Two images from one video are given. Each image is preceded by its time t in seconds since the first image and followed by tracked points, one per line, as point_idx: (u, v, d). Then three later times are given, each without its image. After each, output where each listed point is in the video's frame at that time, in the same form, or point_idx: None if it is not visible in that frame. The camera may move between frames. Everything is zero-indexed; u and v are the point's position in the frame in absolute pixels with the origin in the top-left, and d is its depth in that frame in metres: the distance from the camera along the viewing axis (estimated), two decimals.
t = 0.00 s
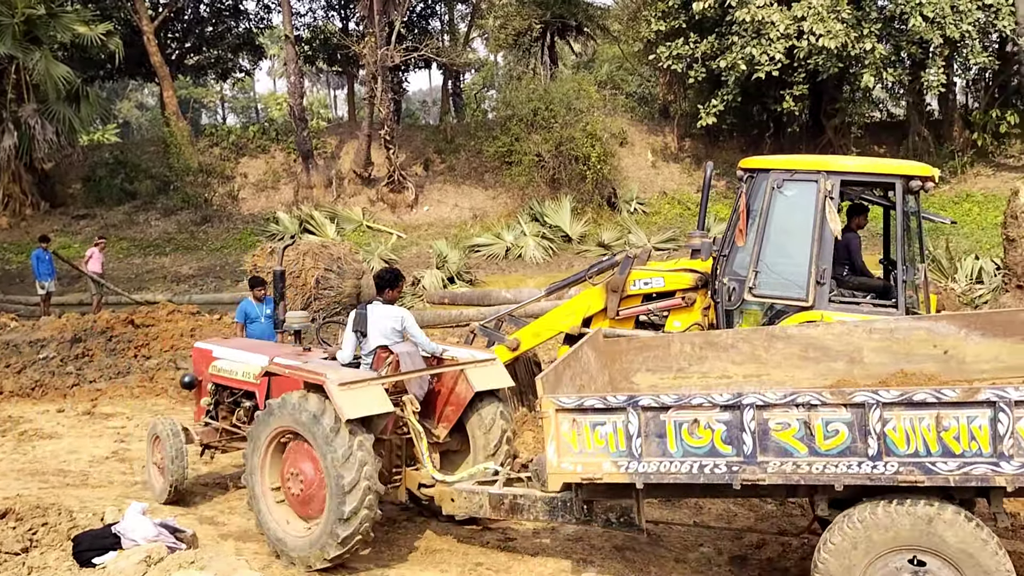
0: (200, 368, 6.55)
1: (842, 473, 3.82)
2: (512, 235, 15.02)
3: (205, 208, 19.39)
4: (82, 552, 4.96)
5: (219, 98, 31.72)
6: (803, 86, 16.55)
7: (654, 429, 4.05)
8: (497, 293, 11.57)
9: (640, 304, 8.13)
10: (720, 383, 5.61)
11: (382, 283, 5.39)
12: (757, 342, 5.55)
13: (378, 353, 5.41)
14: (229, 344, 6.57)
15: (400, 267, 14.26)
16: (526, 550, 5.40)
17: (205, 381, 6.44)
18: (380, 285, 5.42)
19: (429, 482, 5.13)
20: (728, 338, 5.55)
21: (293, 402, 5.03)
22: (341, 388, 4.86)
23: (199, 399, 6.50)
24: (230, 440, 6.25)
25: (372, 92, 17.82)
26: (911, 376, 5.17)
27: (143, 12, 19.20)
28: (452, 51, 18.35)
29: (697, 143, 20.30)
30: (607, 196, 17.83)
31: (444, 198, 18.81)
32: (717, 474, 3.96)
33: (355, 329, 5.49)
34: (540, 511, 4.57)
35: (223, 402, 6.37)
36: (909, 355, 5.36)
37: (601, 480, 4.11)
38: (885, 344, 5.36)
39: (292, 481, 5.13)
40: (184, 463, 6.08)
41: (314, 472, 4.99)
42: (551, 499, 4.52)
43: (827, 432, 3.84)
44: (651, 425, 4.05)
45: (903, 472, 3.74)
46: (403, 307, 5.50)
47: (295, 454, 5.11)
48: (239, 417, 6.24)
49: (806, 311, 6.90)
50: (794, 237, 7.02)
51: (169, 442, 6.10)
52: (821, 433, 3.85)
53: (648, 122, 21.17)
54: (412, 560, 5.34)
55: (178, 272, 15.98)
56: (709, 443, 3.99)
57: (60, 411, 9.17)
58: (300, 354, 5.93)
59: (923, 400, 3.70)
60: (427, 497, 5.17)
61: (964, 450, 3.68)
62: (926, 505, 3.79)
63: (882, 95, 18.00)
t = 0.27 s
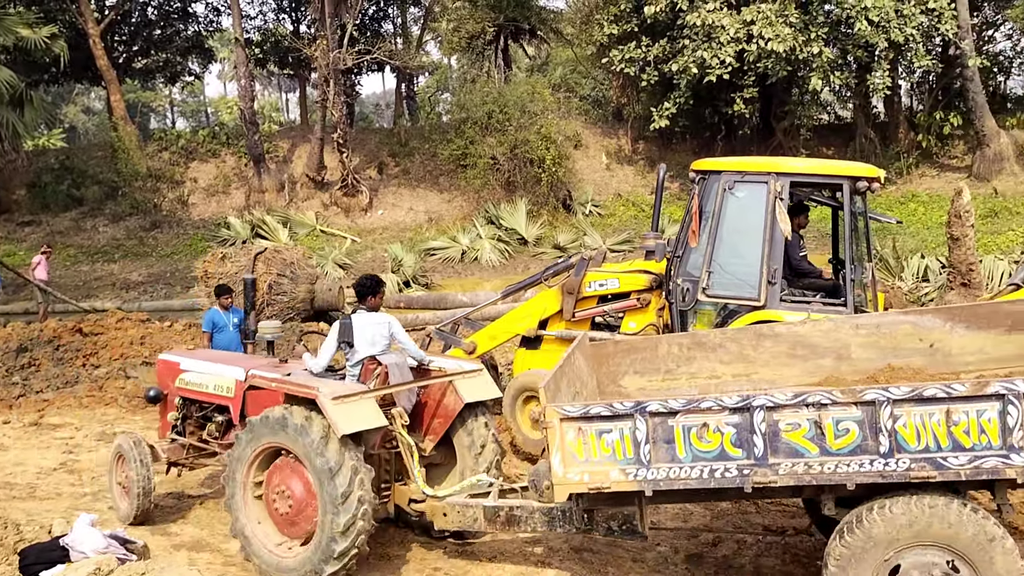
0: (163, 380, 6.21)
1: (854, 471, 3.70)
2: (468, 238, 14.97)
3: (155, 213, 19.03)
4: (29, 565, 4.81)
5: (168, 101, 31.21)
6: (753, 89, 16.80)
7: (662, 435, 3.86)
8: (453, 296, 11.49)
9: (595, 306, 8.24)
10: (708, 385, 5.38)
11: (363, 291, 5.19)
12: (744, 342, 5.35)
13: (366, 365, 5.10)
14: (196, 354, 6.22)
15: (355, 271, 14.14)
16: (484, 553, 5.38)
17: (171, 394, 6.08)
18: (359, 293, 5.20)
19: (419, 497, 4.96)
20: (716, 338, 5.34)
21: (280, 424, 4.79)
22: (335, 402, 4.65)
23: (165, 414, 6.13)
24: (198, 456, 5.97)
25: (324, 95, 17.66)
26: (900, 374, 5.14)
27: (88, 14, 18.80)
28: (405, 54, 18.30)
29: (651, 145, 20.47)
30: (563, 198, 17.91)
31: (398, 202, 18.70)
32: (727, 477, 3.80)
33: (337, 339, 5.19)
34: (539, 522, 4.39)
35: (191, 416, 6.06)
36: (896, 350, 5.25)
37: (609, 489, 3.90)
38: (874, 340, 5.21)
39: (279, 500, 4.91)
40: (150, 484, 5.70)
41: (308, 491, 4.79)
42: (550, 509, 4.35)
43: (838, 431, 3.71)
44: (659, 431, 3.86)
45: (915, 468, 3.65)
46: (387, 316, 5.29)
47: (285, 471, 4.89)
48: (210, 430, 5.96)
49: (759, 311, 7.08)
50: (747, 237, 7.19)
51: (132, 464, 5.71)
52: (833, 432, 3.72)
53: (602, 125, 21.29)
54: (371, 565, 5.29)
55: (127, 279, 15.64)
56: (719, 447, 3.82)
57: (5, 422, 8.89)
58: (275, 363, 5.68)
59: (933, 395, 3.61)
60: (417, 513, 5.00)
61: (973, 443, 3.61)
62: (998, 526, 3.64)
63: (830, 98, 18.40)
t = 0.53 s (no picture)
0: (130, 397, 6.03)
1: (870, 477, 3.88)
2: (423, 241, 14.93)
3: (102, 218, 18.62)
4: None
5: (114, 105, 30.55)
6: (704, 91, 17.01)
7: (675, 450, 3.97)
8: (409, 299, 11.54)
9: (551, 306, 8.26)
10: (697, 385, 5.66)
11: (354, 304, 5.28)
12: (734, 340, 5.64)
13: (353, 384, 5.21)
14: (163, 369, 6.09)
15: (308, 275, 14.03)
16: (440, 557, 5.43)
17: (140, 411, 5.93)
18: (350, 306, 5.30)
19: (412, 520, 4.92)
20: (705, 339, 5.61)
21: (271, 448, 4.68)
22: (325, 432, 4.55)
23: (133, 431, 5.97)
24: (169, 474, 5.77)
25: (274, 97, 17.44)
26: (891, 363, 5.32)
27: (31, 16, 18.33)
28: (357, 56, 18.18)
29: (605, 147, 20.62)
30: (517, 200, 18.05)
31: (352, 205, 18.56)
32: (743, 490, 3.94)
33: (326, 354, 5.29)
34: (539, 539, 4.35)
35: (162, 434, 5.87)
36: (882, 342, 5.60)
37: (622, 508, 3.96)
38: (860, 334, 5.58)
39: (265, 522, 4.84)
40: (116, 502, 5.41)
41: (297, 531, 4.71)
42: (551, 526, 4.32)
43: (852, 438, 3.90)
44: (672, 446, 3.97)
45: (931, 472, 3.84)
46: (376, 330, 5.34)
47: (277, 497, 4.78)
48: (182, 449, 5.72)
49: (711, 310, 7.22)
50: (699, 238, 7.35)
51: (100, 477, 5.41)
52: (847, 440, 3.90)
53: (556, 127, 21.35)
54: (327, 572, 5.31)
55: (74, 286, 15.28)
56: (732, 460, 3.95)
57: None
58: (251, 383, 5.62)
59: (947, 399, 3.83)
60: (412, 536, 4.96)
61: (988, 444, 3.83)
62: None
63: (779, 100, 18.70)
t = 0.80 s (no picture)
0: (94, 408, 5.76)
1: (885, 462, 4.15)
2: (380, 241, 14.82)
3: (50, 220, 18.15)
4: None
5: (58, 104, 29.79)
6: (659, 90, 17.13)
7: (694, 438, 4.18)
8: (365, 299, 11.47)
9: (509, 304, 8.26)
10: (694, 385, 5.67)
11: (340, 304, 5.23)
12: (729, 340, 5.67)
13: (348, 385, 5.20)
14: (129, 378, 5.84)
15: (263, 276, 13.86)
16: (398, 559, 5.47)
17: (107, 423, 5.68)
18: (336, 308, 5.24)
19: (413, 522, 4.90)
20: (701, 339, 5.65)
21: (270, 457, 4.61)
22: (334, 432, 4.53)
23: (99, 444, 5.71)
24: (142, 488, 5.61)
25: (227, 96, 17.18)
26: (883, 362, 5.42)
27: None
28: (311, 54, 17.96)
29: (561, 145, 20.69)
30: (474, 199, 17.95)
31: (307, 205, 18.36)
32: (761, 476, 4.16)
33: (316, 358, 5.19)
34: (546, 536, 4.49)
35: (133, 446, 5.67)
36: (873, 341, 5.74)
37: (640, 496, 4.15)
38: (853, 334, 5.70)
39: (266, 520, 4.72)
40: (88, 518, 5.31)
41: (300, 545, 4.61)
42: (559, 523, 4.48)
43: (868, 423, 4.16)
44: (691, 434, 4.18)
45: (944, 455, 4.12)
46: (365, 331, 5.31)
47: (286, 504, 4.66)
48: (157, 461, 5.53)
49: (667, 307, 7.34)
50: (655, 235, 7.42)
51: (69, 496, 5.30)
52: (864, 425, 4.15)
53: (513, 126, 21.30)
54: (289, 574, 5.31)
55: (22, 290, 14.86)
56: (750, 447, 4.17)
57: None
58: (230, 387, 5.48)
59: (959, 382, 4.10)
60: (412, 537, 4.95)
61: (997, 428, 4.12)
62: None
63: (732, 99, 18.92)
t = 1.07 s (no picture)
0: (70, 417, 5.63)
1: (899, 444, 4.42)
2: (344, 238, 14.70)
3: (8, 218, 17.75)
4: None
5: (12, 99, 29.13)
6: (624, 86, 17.17)
7: (713, 424, 4.42)
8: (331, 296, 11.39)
9: (476, 300, 8.21)
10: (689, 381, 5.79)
11: (334, 301, 5.16)
12: (724, 337, 5.82)
13: (348, 384, 5.16)
14: (106, 384, 5.73)
15: (226, 273, 13.71)
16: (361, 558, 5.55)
17: (86, 431, 5.56)
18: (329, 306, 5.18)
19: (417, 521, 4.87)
20: (695, 335, 5.77)
21: (271, 463, 4.58)
22: (342, 434, 4.52)
23: (77, 454, 5.58)
24: (124, 498, 5.53)
25: (189, 91, 16.94)
26: (873, 354, 5.61)
27: None
28: (273, 50, 17.77)
29: (527, 141, 20.69)
30: (441, 195, 17.81)
31: (271, 201, 18.18)
32: (779, 460, 4.43)
33: (313, 357, 5.15)
34: (556, 532, 4.62)
35: (113, 455, 5.59)
36: (863, 335, 5.89)
37: (660, 482, 4.37)
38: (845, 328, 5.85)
39: (273, 520, 4.65)
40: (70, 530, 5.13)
41: (308, 555, 4.57)
42: (570, 518, 4.61)
43: (881, 407, 4.42)
44: (710, 420, 4.42)
45: (955, 435, 4.40)
46: (360, 327, 5.26)
47: (300, 512, 4.59)
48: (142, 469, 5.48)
49: (633, 302, 7.37)
50: (620, 230, 7.45)
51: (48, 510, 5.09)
52: (876, 409, 4.42)
53: (479, 122, 21.23)
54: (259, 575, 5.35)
55: None
56: (768, 432, 4.43)
57: None
58: (218, 392, 5.48)
59: (968, 363, 4.38)
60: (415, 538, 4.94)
61: (1004, 407, 4.41)
62: None
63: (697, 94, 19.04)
